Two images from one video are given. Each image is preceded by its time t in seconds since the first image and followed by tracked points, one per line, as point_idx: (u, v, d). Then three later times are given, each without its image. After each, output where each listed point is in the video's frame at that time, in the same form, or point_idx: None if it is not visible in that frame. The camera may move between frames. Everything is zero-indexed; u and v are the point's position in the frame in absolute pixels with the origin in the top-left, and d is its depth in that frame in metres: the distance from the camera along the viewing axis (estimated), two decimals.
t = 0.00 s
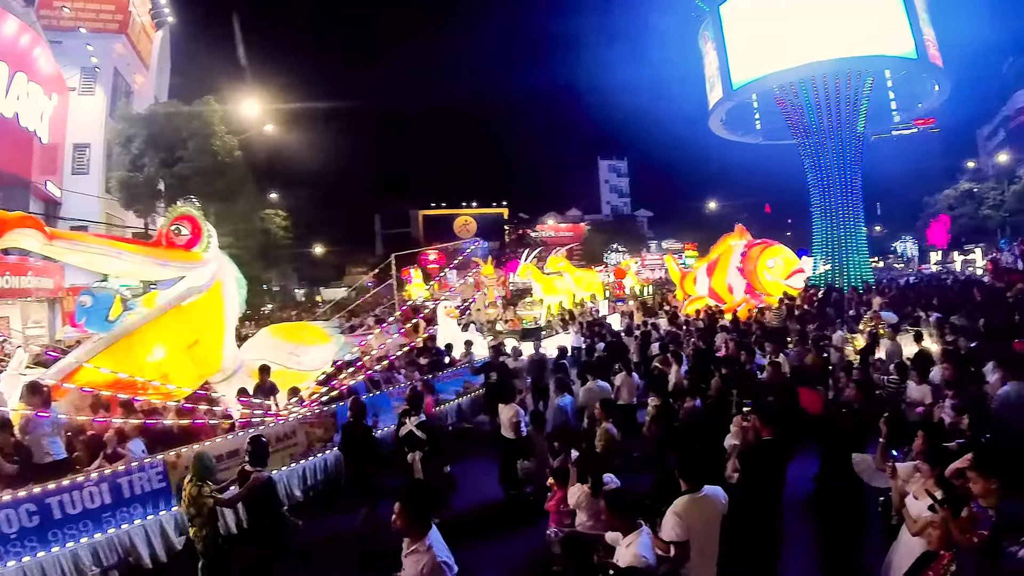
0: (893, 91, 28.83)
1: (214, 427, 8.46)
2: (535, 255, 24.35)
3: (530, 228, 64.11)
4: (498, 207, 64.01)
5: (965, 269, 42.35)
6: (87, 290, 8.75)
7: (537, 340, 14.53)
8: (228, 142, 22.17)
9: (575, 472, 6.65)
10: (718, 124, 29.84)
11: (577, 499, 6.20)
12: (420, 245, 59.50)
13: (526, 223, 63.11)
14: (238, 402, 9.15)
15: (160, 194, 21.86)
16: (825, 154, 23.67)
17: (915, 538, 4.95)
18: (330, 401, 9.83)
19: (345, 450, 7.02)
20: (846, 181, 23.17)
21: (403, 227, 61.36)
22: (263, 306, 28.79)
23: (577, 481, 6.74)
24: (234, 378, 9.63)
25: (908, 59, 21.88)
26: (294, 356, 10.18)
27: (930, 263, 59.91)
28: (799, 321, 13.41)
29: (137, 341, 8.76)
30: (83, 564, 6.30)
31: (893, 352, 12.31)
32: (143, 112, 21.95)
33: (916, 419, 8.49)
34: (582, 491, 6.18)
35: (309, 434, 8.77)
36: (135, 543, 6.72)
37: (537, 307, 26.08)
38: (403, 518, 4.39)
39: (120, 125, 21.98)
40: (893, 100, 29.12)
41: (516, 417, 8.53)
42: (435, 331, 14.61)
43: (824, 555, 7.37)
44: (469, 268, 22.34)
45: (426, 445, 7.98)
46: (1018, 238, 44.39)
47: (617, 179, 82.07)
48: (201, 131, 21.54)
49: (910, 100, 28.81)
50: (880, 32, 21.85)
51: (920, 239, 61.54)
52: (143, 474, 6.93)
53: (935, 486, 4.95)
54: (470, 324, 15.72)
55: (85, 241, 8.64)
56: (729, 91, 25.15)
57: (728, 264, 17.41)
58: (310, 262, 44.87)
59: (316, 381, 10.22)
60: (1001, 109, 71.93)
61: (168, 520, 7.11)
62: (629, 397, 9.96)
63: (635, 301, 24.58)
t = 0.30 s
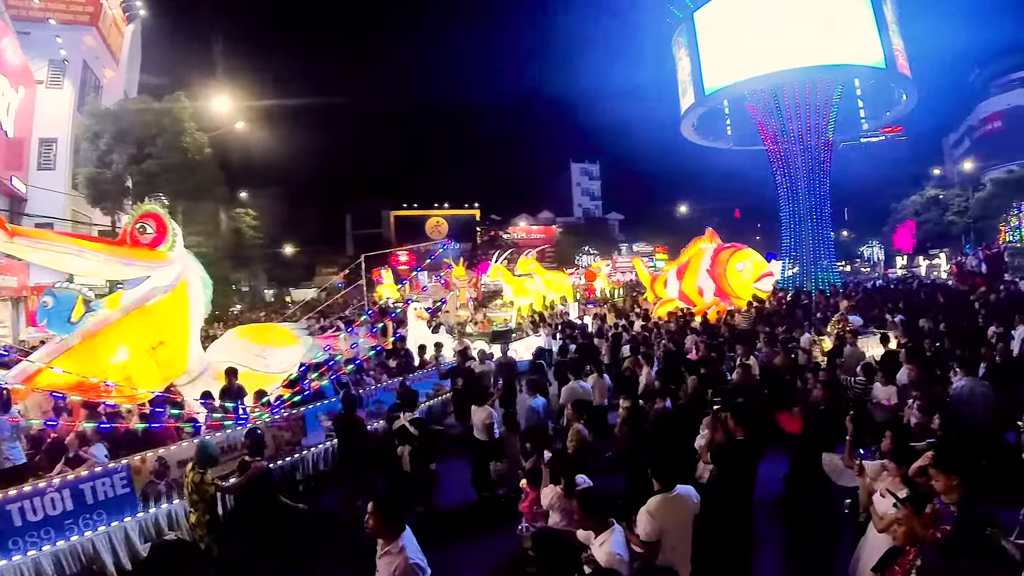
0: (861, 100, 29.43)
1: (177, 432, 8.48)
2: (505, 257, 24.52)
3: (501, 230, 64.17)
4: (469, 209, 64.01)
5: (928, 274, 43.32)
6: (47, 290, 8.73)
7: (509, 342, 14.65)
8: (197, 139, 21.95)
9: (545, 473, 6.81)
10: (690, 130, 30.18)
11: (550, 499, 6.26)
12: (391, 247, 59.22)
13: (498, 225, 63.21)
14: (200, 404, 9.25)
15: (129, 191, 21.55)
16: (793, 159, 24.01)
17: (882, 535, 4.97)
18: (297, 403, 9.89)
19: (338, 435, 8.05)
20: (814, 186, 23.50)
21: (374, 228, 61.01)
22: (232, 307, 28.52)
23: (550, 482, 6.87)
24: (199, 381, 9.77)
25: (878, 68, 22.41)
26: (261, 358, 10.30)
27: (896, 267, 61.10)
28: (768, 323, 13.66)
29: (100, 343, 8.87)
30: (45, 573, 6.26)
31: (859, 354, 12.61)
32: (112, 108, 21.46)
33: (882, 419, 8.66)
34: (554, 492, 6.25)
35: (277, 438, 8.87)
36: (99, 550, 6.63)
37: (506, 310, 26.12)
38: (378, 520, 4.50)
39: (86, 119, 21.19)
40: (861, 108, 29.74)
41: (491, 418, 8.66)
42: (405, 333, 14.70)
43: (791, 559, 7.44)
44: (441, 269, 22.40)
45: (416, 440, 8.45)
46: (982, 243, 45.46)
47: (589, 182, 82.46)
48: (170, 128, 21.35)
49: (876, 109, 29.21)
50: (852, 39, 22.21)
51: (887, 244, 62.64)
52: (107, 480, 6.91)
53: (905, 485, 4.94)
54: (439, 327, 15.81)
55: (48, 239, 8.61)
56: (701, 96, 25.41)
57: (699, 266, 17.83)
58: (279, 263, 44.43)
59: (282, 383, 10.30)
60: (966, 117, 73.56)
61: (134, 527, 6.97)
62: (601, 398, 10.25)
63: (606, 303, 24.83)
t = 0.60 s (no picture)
0: (842, 104, 29.65)
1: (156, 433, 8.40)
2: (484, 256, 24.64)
3: (484, 230, 64.25)
4: (453, 208, 63.95)
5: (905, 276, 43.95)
6: (23, 290, 8.65)
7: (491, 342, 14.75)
8: (179, 136, 21.77)
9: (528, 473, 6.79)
10: (674, 132, 30.32)
11: (533, 499, 6.19)
12: (373, 246, 59.04)
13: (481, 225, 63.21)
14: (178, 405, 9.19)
15: (109, 189, 21.32)
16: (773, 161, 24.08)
17: (861, 531, 5.17)
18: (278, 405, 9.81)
19: (344, 435, 8.91)
20: (798, 193, 23.53)
21: (356, 227, 60.87)
22: (212, 305, 28.37)
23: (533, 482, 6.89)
24: (178, 381, 9.76)
25: (860, 73, 22.73)
26: (240, 359, 10.40)
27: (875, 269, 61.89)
28: (748, 324, 13.80)
29: (77, 343, 8.84)
30: None
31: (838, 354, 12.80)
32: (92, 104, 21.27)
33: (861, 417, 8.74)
34: (538, 492, 6.17)
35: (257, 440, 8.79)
36: (77, 554, 6.68)
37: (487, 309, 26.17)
38: (359, 520, 4.53)
39: (68, 116, 21.18)
40: (842, 112, 29.99)
41: (474, 419, 8.78)
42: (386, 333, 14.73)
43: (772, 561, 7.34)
44: (424, 269, 22.40)
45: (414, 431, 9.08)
46: (961, 246, 46.06)
47: (572, 183, 82.56)
48: (151, 125, 21.12)
49: (858, 112, 29.52)
50: (833, 46, 22.53)
51: (868, 246, 63.31)
52: (86, 483, 6.87)
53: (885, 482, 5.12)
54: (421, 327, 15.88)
55: (25, 237, 8.55)
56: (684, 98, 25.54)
57: (680, 268, 18.00)
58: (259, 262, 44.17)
59: (262, 383, 10.39)
60: (946, 122, 74.51)
61: (112, 530, 7.01)
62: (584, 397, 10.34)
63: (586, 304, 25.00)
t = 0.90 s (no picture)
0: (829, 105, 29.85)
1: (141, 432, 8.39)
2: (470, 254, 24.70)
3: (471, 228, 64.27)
4: (441, 206, 63.92)
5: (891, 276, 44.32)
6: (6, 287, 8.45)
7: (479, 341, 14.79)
8: (165, 132, 21.62)
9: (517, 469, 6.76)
10: (662, 132, 30.43)
11: (520, 497, 6.18)
12: (360, 243, 58.91)
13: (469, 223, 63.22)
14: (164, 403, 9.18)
15: (93, 185, 21.16)
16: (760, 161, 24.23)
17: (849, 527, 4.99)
18: (264, 403, 9.80)
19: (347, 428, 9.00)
20: (785, 193, 23.71)
21: (343, 225, 60.78)
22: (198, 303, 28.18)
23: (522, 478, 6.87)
24: (163, 380, 9.74)
25: (846, 74, 22.92)
26: (226, 356, 10.34)
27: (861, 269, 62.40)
28: (735, 322, 13.88)
29: (61, 342, 8.77)
30: None
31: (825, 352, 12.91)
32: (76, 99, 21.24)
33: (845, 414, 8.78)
34: (525, 490, 6.16)
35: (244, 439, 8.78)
36: (61, 555, 6.62)
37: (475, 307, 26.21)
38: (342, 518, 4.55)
39: (52, 112, 21.07)
40: (829, 113, 30.18)
41: (462, 417, 8.79)
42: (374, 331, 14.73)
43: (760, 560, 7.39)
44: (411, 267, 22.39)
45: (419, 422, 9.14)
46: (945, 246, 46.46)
47: (559, 181, 82.67)
48: (137, 120, 20.96)
49: (845, 113, 29.72)
50: (820, 47, 22.70)
51: (854, 245, 63.79)
52: (70, 483, 6.85)
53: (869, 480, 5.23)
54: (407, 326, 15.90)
55: (9, 234, 8.68)
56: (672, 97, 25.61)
57: (667, 266, 18.09)
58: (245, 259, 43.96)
59: (249, 381, 10.37)
60: (932, 122, 75.17)
61: (97, 532, 6.97)
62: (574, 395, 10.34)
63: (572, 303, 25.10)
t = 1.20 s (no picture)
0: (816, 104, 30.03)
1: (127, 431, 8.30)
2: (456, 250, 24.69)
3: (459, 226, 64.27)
4: (428, 203, 63.81)
5: (876, 275, 44.70)
6: None
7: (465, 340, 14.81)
8: (150, 127, 21.48)
9: (505, 466, 6.71)
10: (650, 130, 30.53)
11: (508, 495, 6.17)
12: (347, 240, 58.78)
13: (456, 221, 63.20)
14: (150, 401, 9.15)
15: (77, 181, 20.99)
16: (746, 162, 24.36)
17: (836, 525, 5.31)
18: (250, 402, 9.80)
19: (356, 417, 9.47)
20: (770, 193, 23.89)
21: (330, 222, 60.62)
22: (184, 300, 28.04)
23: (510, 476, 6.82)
24: (149, 378, 9.69)
25: (833, 74, 23.07)
26: (212, 354, 10.32)
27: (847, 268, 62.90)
28: (721, 320, 13.96)
29: (44, 340, 8.70)
30: None
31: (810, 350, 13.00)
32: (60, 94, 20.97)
33: (830, 412, 8.81)
34: (514, 488, 6.14)
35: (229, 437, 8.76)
36: (46, 555, 6.56)
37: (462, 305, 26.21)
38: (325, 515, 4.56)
39: (35, 105, 20.77)
40: (816, 112, 30.34)
41: (450, 416, 8.86)
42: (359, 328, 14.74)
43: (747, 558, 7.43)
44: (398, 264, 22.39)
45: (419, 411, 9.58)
46: (929, 246, 46.89)
47: (546, 179, 82.76)
48: (121, 115, 20.81)
49: (831, 113, 29.89)
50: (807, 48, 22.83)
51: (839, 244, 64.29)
52: (54, 483, 6.83)
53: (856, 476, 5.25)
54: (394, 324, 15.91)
55: None
56: (660, 96, 25.63)
57: (654, 264, 18.17)
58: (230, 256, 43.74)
59: (236, 379, 10.37)
60: (918, 123, 75.80)
61: (83, 532, 6.92)
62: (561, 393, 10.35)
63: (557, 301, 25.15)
